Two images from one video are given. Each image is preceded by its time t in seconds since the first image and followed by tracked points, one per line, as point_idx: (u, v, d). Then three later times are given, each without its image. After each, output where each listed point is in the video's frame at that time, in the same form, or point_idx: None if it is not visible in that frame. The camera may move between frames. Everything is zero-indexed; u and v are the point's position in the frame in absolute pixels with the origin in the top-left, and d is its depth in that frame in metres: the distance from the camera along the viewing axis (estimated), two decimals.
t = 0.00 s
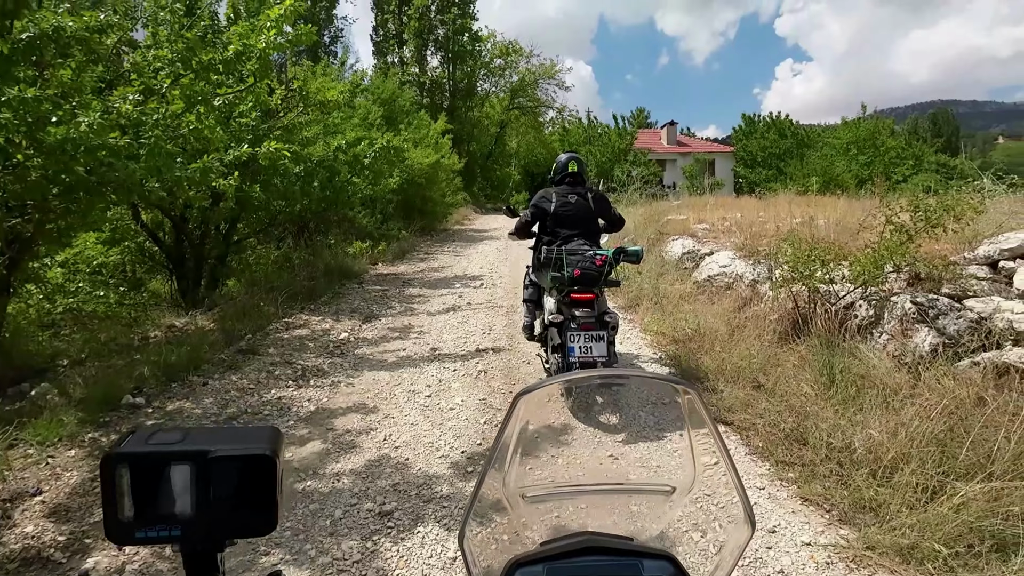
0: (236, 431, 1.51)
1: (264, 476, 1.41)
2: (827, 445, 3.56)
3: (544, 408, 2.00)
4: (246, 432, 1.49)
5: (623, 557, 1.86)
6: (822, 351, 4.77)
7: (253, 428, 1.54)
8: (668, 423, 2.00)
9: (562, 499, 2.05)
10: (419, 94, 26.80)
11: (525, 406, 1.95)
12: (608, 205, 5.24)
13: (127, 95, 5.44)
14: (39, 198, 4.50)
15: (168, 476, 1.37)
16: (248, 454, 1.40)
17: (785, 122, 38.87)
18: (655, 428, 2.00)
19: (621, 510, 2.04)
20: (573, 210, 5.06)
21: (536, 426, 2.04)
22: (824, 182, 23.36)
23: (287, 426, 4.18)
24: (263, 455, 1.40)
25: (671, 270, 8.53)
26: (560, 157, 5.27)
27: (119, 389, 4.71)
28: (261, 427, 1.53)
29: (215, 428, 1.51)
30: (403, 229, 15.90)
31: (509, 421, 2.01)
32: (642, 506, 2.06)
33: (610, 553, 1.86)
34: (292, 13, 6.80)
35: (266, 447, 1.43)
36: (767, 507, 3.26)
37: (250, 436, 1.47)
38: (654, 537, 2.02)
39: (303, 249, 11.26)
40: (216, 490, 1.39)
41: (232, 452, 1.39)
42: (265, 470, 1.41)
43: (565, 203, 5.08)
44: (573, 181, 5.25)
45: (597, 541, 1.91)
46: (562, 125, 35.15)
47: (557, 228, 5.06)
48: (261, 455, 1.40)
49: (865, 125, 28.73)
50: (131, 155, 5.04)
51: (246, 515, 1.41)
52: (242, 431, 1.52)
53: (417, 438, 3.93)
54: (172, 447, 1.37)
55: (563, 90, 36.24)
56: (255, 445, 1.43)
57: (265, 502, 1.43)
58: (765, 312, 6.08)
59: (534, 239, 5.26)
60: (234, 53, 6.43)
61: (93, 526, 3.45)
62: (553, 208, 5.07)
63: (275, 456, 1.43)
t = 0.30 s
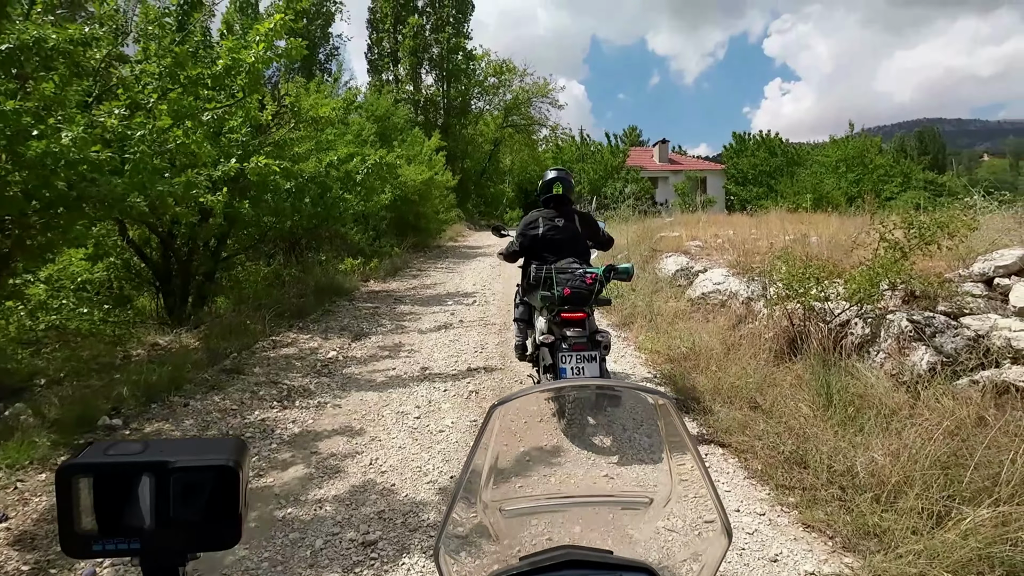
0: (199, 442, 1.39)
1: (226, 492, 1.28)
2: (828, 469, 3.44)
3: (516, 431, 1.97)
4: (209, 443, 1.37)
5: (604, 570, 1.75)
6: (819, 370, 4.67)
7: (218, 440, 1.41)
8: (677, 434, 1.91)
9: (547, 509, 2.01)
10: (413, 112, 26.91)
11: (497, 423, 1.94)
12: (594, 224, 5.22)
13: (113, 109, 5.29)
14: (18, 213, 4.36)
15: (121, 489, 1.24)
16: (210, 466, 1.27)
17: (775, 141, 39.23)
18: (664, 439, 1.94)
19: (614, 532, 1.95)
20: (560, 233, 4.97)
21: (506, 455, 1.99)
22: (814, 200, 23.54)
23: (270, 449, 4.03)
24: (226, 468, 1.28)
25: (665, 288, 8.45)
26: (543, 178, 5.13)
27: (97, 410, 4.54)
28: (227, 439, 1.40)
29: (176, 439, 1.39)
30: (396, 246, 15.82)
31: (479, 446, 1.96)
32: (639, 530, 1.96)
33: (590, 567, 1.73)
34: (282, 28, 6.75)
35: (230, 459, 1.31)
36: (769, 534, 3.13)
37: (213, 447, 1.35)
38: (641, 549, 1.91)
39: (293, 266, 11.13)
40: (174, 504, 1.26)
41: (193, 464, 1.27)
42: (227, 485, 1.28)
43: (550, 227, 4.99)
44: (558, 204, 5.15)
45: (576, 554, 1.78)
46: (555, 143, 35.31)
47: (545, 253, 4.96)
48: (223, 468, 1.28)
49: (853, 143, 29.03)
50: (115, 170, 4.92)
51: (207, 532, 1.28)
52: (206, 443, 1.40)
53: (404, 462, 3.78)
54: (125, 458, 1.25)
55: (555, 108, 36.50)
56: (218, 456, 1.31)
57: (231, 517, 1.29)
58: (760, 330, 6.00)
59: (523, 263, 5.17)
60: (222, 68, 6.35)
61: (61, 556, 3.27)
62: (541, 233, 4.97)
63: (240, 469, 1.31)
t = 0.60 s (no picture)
0: (161, 458, 1.21)
1: (182, 513, 1.09)
2: (840, 486, 3.25)
3: (504, 444, 1.92)
4: (170, 458, 1.19)
5: None
6: (824, 379, 4.50)
7: (184, 455, 1.23)
8: (683, 451, 1.90)
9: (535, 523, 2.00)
10: (407, 114, 26.71)
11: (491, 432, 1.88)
12: (589, 226, 5.01)
13: (91, 108, 5.05)
14: None
15: (63, 512, 1.07)
16: (162, 482, 1.08)
17: (769, 144, 39.22)
18: (669, 456, 1.92)
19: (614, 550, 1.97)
20: (555, 237, 4.79)
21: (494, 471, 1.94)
22: (809, 204, 23.46)
23: (250, 464, 3.83)
24: (180, 486, 1.09)
25: (662, 292, 8.28)
26: (531, 181, 4.91)
27: (69, 422, 4.33)
28: (193, 454, 1.22)
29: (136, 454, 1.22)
30: (389, 249, 15.61)
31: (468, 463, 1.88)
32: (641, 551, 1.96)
33: None
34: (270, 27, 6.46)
35: (187, 476, 1.12)
36: (779, 557, 2.93)
37: (173, 463, 1.17)
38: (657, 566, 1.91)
39: (283, 270, 10.91)
40: (121, 526, 1.07)
41: (145, 478, 1.08)
42: (183, 504, 1.09)
43: (545, 231, 4.79)
44: (548, 209, 4.96)
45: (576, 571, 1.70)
46: (550, 146, 35.18)
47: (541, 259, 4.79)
48: (177, 485, 1.09)
49: (847, 146, 29.03)
50: (91, 171, 4.70)
51: (162, 559, 1.09)
52: (169, 458, 1.21)
53: (391, 479, 3.58)
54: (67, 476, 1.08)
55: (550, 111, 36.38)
56: (174, 472, 1.12)
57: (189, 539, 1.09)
58: (760, 336, 5.84)
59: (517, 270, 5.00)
60: (206, 65, 6.19)
61: None
62: (535, 237, 4.78)
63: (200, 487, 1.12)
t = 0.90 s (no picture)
0: (155, 450, 1.32)
1: (183, 501, 1.21)
2: (860, 501, 3.03)
3: (489, 456, 1.96)
4: (165, 450, 1.29)
5: None
6: (836, 383, 4.29)
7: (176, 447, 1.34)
8: (675, 466, 1.93)
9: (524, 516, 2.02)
10: (402, 110, 26.42)
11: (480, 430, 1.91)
12: (589, 223, 4.80)
13: (65, 101, 4.81)
14: None
15: (71, 498, 1.18)
16: (164, 473, 1.19)
17: (766, 141, 39.03)
18: (660, 468, 1.97)
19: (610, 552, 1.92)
20: (555, 234, 4.56)
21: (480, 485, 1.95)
22: (807, 201, 23.29)
23: (230, 477, 3.61)
24: (181, 476, 1.20)
25: (662, 292, 8.06)
26: (529, 175, 4.68)
27: (40, 431, 4.09)
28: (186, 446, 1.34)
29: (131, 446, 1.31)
30: (384, 247, 15.36)
31: (452, 478, 1.91)
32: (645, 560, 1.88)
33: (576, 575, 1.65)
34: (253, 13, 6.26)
35: (186, 466, 1.23)
36: None
37: (169, 454, 1.28)
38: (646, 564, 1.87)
39: (275, 269, 10.65)
40: (124, 511, 1.19)
41: (147, 468, 1.19)
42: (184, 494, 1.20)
43: (544, 228, 4.55)
44: (547, 205, 4.73)
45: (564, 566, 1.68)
46: (546, 143, 34.91)
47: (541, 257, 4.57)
48: (177, 475, 1.20)
49: (844, 143, 28.88)
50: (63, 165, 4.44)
51: (164, 541, 1.20)
52: (163, 450, 1.32)
53: (380, 493, 3.36)
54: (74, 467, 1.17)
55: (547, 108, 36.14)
56: (173, 463, 1.24)
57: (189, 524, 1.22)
58: (765, 338, 5.64)
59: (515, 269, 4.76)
60: (187, 55, 5.91)
61: None
62: (535, 234, 4.54)
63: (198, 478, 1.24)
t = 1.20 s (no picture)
0: (182, 487, 1.20)
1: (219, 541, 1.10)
2: (892, 522, 2.81)
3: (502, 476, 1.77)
4: (194, 488, 1.17)
5: None
6: (855, 389, 4.06)
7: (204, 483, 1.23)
8: (683, 482, 1.75)
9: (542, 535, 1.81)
10: (398, 106, 26.14)
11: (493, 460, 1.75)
12: (604, 221, 4.51)
13: (39, 92, 4.56)
14: None
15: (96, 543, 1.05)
16: (201, 512, 1.09)
17: (764, 138, 38.84)
18: (667, 484, 1.77)
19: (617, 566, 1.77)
20: (564, 232, 4.32)
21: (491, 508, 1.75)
22: (806, 198, 23.09)
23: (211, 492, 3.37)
24: (218, 514, 1.10)
25: (665, 291, 7.84)
26: (541, 168, 4.44)
27: (11, 441, 3.84)
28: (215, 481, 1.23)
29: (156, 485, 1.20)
30: (379, 245, 15.10)
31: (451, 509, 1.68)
32: None
33: None
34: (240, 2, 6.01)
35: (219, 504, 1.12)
36: None
37: (202, 495, 1.17)
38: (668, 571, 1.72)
39: (267, 267, 10.40)
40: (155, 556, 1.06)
41: (183, 508, 1.09)
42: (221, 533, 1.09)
43: (553, 224, 4.32)
44: (558, 200, 4.49)
45: None
46: (544, 139, 34.64)
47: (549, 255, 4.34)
48: (213, 514, 1.10)
49: (843, 139, 28.69)
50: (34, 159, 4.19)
51: None
52: (191, 487, 1.21)
53: (372, 512, 3.12)
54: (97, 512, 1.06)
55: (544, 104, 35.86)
56: (206, 501, 1.13)
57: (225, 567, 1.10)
58: (775, 340, 5.42)
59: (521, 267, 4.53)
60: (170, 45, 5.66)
61: None
62: (542, 231, 4.31)
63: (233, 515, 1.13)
